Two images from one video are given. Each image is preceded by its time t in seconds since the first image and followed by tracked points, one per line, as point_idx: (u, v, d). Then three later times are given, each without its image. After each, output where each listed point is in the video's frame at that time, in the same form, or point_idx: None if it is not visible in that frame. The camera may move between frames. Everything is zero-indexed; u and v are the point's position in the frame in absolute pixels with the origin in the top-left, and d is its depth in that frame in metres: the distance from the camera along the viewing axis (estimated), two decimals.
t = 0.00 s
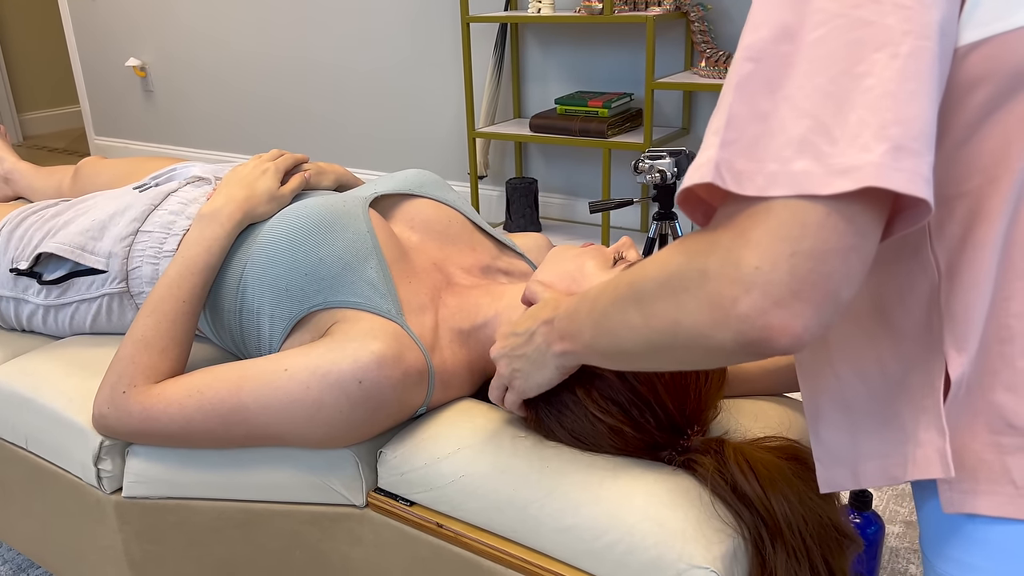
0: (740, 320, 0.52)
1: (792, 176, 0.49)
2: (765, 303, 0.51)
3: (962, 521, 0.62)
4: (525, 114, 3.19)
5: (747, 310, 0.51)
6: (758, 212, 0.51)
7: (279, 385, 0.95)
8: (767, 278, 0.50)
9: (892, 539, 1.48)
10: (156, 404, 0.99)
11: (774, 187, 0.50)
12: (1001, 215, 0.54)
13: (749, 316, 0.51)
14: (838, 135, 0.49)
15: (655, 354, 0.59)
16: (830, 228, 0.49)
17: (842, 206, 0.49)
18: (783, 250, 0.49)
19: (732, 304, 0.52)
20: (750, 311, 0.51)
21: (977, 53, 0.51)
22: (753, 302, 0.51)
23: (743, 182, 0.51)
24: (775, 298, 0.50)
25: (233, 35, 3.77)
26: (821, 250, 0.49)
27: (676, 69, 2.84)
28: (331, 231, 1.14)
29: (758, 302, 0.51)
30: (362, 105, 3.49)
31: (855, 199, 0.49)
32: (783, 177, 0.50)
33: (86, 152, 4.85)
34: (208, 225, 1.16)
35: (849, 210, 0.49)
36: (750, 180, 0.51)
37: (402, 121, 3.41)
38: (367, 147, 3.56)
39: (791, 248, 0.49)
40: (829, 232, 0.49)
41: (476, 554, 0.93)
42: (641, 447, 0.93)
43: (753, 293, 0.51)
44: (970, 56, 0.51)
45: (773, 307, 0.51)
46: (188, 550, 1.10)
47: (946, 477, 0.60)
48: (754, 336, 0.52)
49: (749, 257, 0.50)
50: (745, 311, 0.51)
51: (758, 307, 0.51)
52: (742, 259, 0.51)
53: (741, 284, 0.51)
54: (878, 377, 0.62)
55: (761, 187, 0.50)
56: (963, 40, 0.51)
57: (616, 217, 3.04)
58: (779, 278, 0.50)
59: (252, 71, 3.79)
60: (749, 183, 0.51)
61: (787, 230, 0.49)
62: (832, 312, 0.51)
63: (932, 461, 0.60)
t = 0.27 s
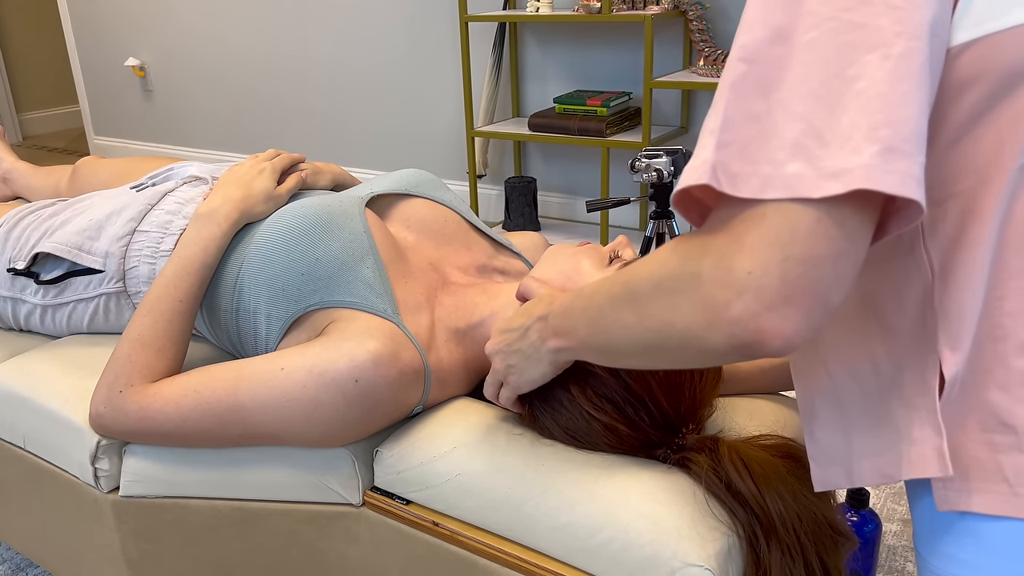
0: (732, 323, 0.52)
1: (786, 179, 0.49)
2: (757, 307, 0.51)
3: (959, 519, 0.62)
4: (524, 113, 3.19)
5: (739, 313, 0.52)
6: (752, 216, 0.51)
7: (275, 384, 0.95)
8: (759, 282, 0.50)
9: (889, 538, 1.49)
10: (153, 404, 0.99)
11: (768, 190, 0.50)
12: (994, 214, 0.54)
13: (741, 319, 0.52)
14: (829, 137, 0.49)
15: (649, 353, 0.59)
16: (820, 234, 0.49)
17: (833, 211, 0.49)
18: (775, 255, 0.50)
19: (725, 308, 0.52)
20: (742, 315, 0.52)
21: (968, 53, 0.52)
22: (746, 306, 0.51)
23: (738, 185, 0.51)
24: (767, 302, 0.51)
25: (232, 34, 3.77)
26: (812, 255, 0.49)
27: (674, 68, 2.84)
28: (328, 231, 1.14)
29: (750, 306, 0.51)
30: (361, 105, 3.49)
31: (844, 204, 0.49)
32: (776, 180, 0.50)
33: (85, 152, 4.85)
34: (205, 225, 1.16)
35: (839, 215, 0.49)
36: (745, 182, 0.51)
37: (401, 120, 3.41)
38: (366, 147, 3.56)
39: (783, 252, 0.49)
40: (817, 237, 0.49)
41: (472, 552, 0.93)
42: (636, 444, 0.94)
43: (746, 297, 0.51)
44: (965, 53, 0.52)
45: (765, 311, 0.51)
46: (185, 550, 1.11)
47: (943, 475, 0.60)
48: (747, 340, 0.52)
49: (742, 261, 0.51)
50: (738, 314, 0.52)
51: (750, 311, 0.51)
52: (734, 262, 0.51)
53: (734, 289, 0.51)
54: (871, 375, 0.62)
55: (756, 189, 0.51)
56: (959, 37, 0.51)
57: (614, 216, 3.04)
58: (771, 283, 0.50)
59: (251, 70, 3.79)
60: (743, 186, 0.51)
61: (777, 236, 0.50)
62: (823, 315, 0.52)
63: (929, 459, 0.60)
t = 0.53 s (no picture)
0: (732, 317, 0.52)
1: (785, 173, 0.49)
2: (757, 302, 0.51)
3: (959, 518, 0.62)
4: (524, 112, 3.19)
5: (740, 308, 0.51)
6: (753, 211, 0.51)
7: (276, 384, 0.95)
8: (759, 277, 0.50)
9: (891, 537, 1.49)
10: (154, 404, 0.99)
11: (767, 183, 0.50)
12: (997, 212, 0.54)
13: (742, 314, 0.51)
14: (829, 132, 0.49)
15: (650, 350, 0.59)
16: (821, 230, 0.49)
17: (833, 207, 0.49)
18: (775, 250, 0.50)
19: (725, 303, 0.52)
20: (743, 310, 0.51)
21: (971, 50, 0.51)
22: (746, 301, 0.51)
23: (737, 176, 0.51)
24: (767, 297, 0.50)
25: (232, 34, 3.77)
26: (812, 251, 0.49)
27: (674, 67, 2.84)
28: (328, 231, 1.14)
29: (750, 301, 0.51)
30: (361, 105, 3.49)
31: (845, 199, 0.49)
32: (776, 174, 0.50)
33: (85, 152, 4.85)
34: (206, 225, 1.16)
35: (840, 210, 0.49)
36: (744, 174, 0.51)
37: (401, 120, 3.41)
38: (366, 147, 3.56)
39: (784, 248, 0.49)
40: (818, 233, 0.49)
41: (474, 552, 0.93)
42: (637, 445, 0.94)
43: (746, 292, 0.51)
44: (966, 52, 0.52)
45: (765, 305, 0.51)
46: (186, 550, 1.10)
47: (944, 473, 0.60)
48: (749, 334, 0.52)
49: (742, 257, 0.51)
50: (738, 309, 0.51)
51: (751, 305, 0.51)
52: (735, 259, 0.51)
53: (734, 284, 0.51)
54: (871, 372, 0.62)
55: (754, 182, 0.50)
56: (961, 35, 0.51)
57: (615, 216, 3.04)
58: (771, 278, 0.50)
59: (251, 70, 3.79)
60: (742, 178, 0.51)
61: (778, 232, 0.50)
62: (823, 308, 0.51)
63: (929, 457, 0.60)
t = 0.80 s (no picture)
0: (733, 317, 0.52)
1: (790, 172, 0.49)
2: (758, 301, 0.51)
3: (961, 521, 0.62)
4: (525, 112, 3.19)
5: (741, 308, 0.51)
6: (754, 210, 0.51)
7: (279, 384, 0.95)
8: (761, 276, 0.50)
9: (894, 537, 1.49)
10: (156, 404, 0.99)
11: (771, 183, 0.50)
12: (1002, 213, 0.54)
13: (742, 313, 0.51)
14: (835, 132, 0.49)
15: (652, 349, 0.59)
16: (823, 230, 0.49)
17: (836, 206, 0.49)
18: (777, 249, 0.49)
19: (726, 302, 0.52)
20: (743, 309, 0.51)
21: (977, 49, 0.51)
22: (747, 300, 0.51)
23: (741, 177, 0.51)
24: (769, 297, 0.50)
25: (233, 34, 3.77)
26: (813, 251, 0.49)
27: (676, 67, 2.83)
28: (331, 232, 1.14)
29: (751, 301, 0.51)
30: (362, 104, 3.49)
31: (849, 199, 0.49)
32: (781, 173, 0.50)
33: (86, 152, 4.85)
34: (208, 225, 1.16)
35: (844, 210, 0.49)
36: (748, 174, 0.51)
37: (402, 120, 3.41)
38: (367, 146, 3.56)
39: (785, 247, 0.49)
40: (822, 233, 0.49)
41: (477, 552, 0.93)
42: (642, 444, 0.94)
43: (747, 291, 0.51)
44: (971, 51, 0.51)
45: (766, 305, 0.51)
46: (188, 550, 1.10)
47: (947, 475, 0.60)
48: (747, 334, 0.52)
49: (743, 256, 0.50)
50: (739, 308, 0.51)
51: (751, 305, 0.51)
52: (736, 257, 0.51)
53: (735, 283, 0.51)
54: (874, 372, 0.62)
55: (758, 182, 0.50)
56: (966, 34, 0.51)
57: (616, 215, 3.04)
58: (773, 277, 0.50)
59: (252, 70, 3.79)
60: (746, 178, 0.51)
61: (781, 230, 0.49)
62: (825, 309, 0.51)
63: (933, 459, 0.60)
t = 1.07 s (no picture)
0: (726, 308, 0.52)
1: (783, 172, 0.49)
2: (751, 292, 0.51)
3: (953, 522, 0.62)
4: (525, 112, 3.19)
5: (735, 298, 0.51)
6: (746, 206, 0.51)
7: (277, 383, 0.95)
8: (755, 267, 0.50)
9: (892, 536, 1.49)
10: (155, 403, 0.99)
11: (764, 183, 0.50)
12: (989, 216, 0.54)
13: (735, 304, 0.51)
14: (829, 131, 0.49)
15: (646, 346, 0.59)
16: (819, 225, 0.49)
17: (832, 203, 0.49)
18: (771, 239, 0.50)
19: (719, 293, 0.52)
20: (737, 300, 0.51)
21: (965, 52, 0.51)
22: (740, 291, 0.51)
23: (734, 177, 0.51)
24: (761, 287, 0.50)
25: (233, 34, 3.77)
26: (808, 240, 0.49)
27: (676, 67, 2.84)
28: (328, 232, 1.14)
29: (745, 291, 0.51)
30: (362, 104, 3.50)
31: (844, 198, 0.49)
32: (774, 173, 0.50)
33: (88, 151, 4.86)
34: (207, 224, 1.16)
35: (839, 207, 0.49)
36: (741, 174, 0.51)
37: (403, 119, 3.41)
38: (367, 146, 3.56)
39: (779, 237, 0.49)
40: (818, 228, 0.49)
41: (475, 551, 0.93)
42: (638, 445, 0.94)
43: (741, 281, 0.51)
44: (960, 54, 0.52)
45: (759, 296, 0.51)
46: (187, 549, 1.11)
47: (935, 477, 0.60)
48: (741, 327, 0.52)
49: (737, 247, 0.51)
50: (732, 299, 0.51)
51: (745, 296, 0.51)
52: (730, 248, 0.51)
53: (729, 274, 0.51)
54: (868, 376, 0.62)
55: (752, 182, 0.50)
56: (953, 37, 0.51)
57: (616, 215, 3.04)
58: (767, 268, 0.50)
59: (252, 69, 3.79)
60: (739, 179, 0.51)
61: (774, 221, 0.50)
62: (819, 302, 0.51)
63: (921, 461, 0.60)
